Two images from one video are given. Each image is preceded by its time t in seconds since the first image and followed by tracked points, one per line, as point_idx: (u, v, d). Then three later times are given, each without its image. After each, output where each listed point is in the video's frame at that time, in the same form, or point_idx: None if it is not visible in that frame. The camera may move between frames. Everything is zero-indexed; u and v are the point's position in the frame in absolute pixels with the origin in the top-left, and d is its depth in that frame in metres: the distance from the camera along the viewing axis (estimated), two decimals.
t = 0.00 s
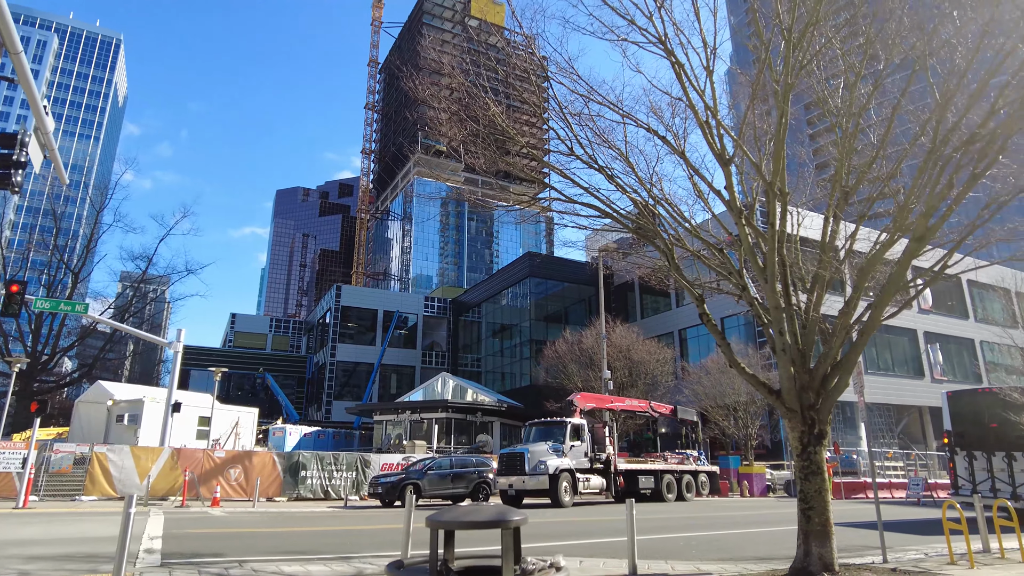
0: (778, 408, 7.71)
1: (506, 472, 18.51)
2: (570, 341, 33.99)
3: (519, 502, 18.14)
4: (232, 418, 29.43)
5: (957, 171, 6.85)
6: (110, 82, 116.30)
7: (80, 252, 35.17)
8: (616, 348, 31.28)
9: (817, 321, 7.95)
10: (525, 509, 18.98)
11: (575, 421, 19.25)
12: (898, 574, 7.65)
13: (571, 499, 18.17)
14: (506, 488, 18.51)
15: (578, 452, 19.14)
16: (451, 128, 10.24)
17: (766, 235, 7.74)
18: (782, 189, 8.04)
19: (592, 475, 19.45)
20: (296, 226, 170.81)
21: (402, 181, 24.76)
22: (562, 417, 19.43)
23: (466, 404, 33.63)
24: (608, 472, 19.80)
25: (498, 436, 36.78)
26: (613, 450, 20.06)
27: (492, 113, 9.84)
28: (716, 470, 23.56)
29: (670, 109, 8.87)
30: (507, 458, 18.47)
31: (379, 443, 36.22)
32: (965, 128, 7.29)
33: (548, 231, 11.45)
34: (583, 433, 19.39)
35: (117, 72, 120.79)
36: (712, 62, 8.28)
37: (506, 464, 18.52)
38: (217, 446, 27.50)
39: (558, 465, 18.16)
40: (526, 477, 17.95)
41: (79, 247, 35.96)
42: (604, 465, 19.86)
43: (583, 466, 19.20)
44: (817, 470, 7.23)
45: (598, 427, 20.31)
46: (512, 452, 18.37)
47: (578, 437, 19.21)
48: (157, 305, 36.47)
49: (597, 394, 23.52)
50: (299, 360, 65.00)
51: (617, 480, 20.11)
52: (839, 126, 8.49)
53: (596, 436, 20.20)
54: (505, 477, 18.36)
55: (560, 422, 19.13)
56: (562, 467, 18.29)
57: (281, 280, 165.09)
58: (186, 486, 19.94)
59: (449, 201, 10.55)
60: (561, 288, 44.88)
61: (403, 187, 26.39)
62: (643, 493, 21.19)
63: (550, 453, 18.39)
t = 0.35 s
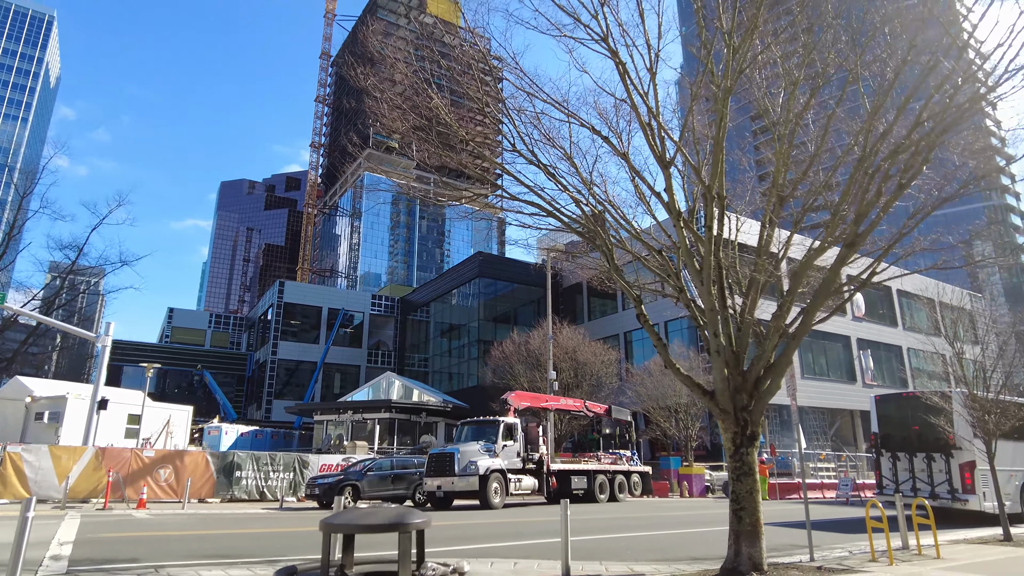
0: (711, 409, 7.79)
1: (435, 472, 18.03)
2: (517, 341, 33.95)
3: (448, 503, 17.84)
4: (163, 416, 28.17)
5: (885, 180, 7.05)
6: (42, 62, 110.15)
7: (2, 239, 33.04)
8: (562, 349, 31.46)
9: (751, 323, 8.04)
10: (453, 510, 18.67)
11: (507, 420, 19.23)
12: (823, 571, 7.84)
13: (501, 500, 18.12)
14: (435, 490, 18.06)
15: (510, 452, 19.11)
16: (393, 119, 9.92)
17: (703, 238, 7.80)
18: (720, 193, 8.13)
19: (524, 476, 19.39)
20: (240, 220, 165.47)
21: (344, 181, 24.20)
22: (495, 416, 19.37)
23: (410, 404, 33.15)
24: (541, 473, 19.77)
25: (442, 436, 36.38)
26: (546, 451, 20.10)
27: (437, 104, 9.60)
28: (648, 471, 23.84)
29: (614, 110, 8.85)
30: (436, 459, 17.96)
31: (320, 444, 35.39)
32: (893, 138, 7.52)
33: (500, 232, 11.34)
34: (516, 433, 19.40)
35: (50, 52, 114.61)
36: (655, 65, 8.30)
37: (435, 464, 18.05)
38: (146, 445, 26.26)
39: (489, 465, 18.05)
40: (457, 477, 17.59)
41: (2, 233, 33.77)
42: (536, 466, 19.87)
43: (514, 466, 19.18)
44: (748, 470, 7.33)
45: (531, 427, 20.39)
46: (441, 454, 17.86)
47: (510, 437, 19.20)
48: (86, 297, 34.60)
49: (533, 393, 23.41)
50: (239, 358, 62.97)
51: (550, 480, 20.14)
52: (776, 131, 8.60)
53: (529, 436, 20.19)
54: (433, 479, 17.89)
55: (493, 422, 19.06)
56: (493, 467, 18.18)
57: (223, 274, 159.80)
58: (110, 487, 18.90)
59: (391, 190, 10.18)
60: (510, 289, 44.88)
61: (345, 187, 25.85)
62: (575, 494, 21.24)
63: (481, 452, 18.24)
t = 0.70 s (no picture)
0: (663, 412, 7.77)
1: (373, 476, 17.43)
2: (478, 343, 33.76)
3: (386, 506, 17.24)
4: (108, 417, 27.13)
5: (835, 186, 7.12)
6: None
7: None
8: (523, 351, 31.40)
9: (704, 326, 8.04)
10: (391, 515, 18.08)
11: (449, 421, 18.84)
12: (770, 574, 7.88)
13: (442, 504, 17.63)
14: (372, 494, 17.44)
15: (452, 454, 18.63)
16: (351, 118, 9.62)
17: (657, 241, 7.77)
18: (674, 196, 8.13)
19: (467, 479, 18.96)
20: (198, 216, 161.23)
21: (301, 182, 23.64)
22: (437, 417, 18.95)
23: (368, 406, 32.61)
24: (485, 476, 19.34)
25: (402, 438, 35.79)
26: (491, 453, 19.77)
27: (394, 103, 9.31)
28: (598, 473, 23.86)
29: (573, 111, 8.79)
30: (373, 462, 17.34)
31: (274, 446, 34.59)
32: (844, 145, 7.61)
33: (468, 237, 11.17)
34: (459, 434, 19.02)
35: None
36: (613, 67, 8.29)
37: (372, 467, 17.38)
38: (90, 447, 25.25)
39: (430, 468, 17.54)
40: (394, 481, 16.96)
41: None
42: (480, 468, 19.52)
43: (457, 469, 18.74)
44: (698, 473, 7.32)
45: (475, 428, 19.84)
46: (378, 456, 17.22)
47: (453, 438, 18.80)
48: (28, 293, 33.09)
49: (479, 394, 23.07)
50: (194, 357, 61.26)
51: (495, 484, 19.76)
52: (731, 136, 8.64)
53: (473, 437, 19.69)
54: (370, 482, 17.28)
55: (435, 423, 18.63)
56: (434, 470, 17.69)
57: (179, 272, 155.48)
58: (48, 491, 18.02)
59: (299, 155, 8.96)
60: (473, 291, 44.69)
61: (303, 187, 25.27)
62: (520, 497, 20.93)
63: (422, 455, 17.74)
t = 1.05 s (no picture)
0: (613, 409, 7.69)
1: (299, 474, 16.66)
2: (437, 342, 33.42)
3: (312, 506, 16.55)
4: (46, 413, 25.89)
5: (787, 185, 7.15)
6: None
7: None
8: (483, 350, 31.20)
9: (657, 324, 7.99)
10: (321, 514, 17.45)
11: (386, 417, 18.02)
12: (717, 573, 7.87)
13: (373, 504, 17.12)
14: (299, 493, 16.72)
15: (388, 453, 17.93)
16: (307, 111, 9.24)
17: (611, 238, 7.71)
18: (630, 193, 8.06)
19: (403, 479, 18.30)
20: (152, 208, 156.22)
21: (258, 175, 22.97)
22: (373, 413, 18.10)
23: (322, 405, 31.51)
24: (423, 475, 18.75)
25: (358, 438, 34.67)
26: (431, 451, 19.17)
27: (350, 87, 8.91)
28: (543, 473, 23.51)
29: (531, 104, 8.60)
30: (301, 460, 16.61)
31: (224, 444, 33.61)
32: (797, 146, 7.67)
33: (430, 233, 10.90)
34: (396, 431, 18.20)
35: None
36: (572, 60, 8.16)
37: (300, 465, 16.64)
38: (26, 446, 24.07)
39: (361, 467, 16.87)
40: (322, 480, 16.30)
41: None
42: (417, 467, 18.92)
43: (394, 469, 18.04)
44: (648, 472, 7.27)
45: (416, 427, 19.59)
46: (306, 454, 16.50)
47: (389, 436, 18.03)
48: None
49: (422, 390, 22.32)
50: (143, 353, 59.22)
51: (435, 483, 19.21)
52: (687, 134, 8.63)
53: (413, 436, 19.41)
54: (297, 481, 16.50)
55: (370, 419, 17.82)
56: (366, 469, 17.04)
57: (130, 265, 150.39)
58: None
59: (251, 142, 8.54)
60: (434, 290, 44.30)
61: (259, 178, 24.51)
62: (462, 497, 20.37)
63: (354, 453, 17.02)
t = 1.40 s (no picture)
0: (566, 409, 7.50)
1: (213, 473, 15.10)
2: (394, 339, 32.85)
3: (226, 507, 15.05)
4: None
5: (745, 183, 7.06)
6: None
7: None
8: (441, 349, 30.77)
9: (612, 322, 7.82)
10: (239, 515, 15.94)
11: (313, 411, 16.47)
12: None
13: (294, 505, 15.65)
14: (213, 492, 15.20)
15: (314, 450, 16.37)
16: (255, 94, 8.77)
17: (566, 233, 7.52)
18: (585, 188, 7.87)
19: (329, 478, 16.87)
20: (101, 196, 150.42)
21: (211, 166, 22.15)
22: (299, 407, 16.53)
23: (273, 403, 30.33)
24: (353, 474, 17.25)
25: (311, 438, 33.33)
26: (363, 450, 17.86)
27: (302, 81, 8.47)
28: (488, 473, 22.25)
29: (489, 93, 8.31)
30: (215, 457, 15.08)
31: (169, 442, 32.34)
32: (755, 144, 7.59)
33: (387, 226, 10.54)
34: (323, 427, 16.66)
35: None
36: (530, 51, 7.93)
37: (213, 462, 15.07)
38: None
39: (281, 465, 15.34)
40: (236, 480, 14.78)
41: None
42: (348, 466, 17.59)
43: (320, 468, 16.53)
44: (599, 473, 7.11)
45: (349, 424, 18.28)
46: (221, 451, 14.96)
47: (315, 431, 16.47)
48: None
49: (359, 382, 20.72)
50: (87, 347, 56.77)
51: (368, 483, 17.73)
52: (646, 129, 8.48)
53: (344, 434, 18.10)
54: (210, 481, 14.98)
55: (295, 413, 16.27)
56: (287, 468, 15.51)
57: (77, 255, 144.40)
58: None
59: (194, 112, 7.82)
60: (393, 287, 43.71)
61: (214, 169, 23.71)
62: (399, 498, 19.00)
63: (275, 450, 15.49)
